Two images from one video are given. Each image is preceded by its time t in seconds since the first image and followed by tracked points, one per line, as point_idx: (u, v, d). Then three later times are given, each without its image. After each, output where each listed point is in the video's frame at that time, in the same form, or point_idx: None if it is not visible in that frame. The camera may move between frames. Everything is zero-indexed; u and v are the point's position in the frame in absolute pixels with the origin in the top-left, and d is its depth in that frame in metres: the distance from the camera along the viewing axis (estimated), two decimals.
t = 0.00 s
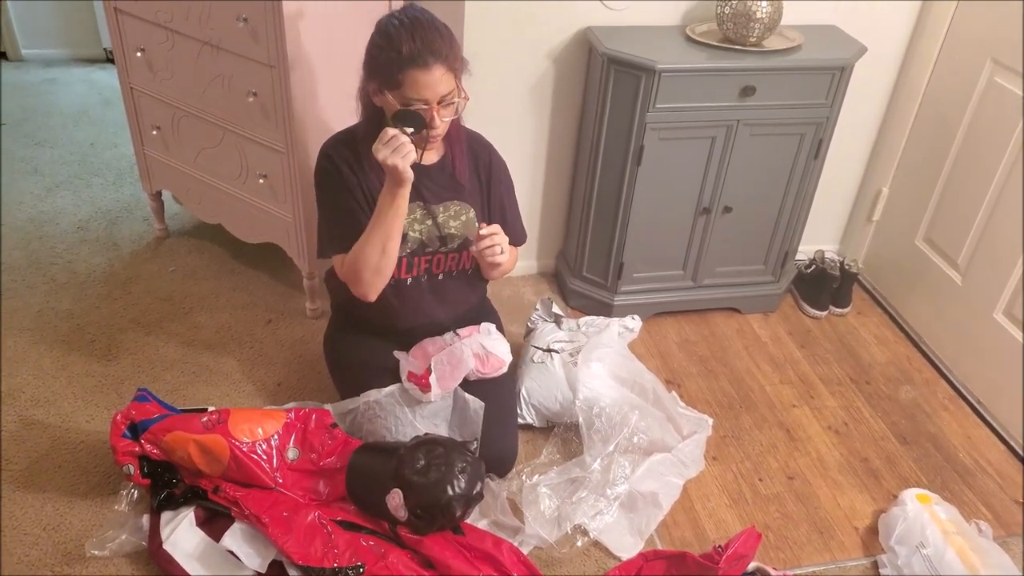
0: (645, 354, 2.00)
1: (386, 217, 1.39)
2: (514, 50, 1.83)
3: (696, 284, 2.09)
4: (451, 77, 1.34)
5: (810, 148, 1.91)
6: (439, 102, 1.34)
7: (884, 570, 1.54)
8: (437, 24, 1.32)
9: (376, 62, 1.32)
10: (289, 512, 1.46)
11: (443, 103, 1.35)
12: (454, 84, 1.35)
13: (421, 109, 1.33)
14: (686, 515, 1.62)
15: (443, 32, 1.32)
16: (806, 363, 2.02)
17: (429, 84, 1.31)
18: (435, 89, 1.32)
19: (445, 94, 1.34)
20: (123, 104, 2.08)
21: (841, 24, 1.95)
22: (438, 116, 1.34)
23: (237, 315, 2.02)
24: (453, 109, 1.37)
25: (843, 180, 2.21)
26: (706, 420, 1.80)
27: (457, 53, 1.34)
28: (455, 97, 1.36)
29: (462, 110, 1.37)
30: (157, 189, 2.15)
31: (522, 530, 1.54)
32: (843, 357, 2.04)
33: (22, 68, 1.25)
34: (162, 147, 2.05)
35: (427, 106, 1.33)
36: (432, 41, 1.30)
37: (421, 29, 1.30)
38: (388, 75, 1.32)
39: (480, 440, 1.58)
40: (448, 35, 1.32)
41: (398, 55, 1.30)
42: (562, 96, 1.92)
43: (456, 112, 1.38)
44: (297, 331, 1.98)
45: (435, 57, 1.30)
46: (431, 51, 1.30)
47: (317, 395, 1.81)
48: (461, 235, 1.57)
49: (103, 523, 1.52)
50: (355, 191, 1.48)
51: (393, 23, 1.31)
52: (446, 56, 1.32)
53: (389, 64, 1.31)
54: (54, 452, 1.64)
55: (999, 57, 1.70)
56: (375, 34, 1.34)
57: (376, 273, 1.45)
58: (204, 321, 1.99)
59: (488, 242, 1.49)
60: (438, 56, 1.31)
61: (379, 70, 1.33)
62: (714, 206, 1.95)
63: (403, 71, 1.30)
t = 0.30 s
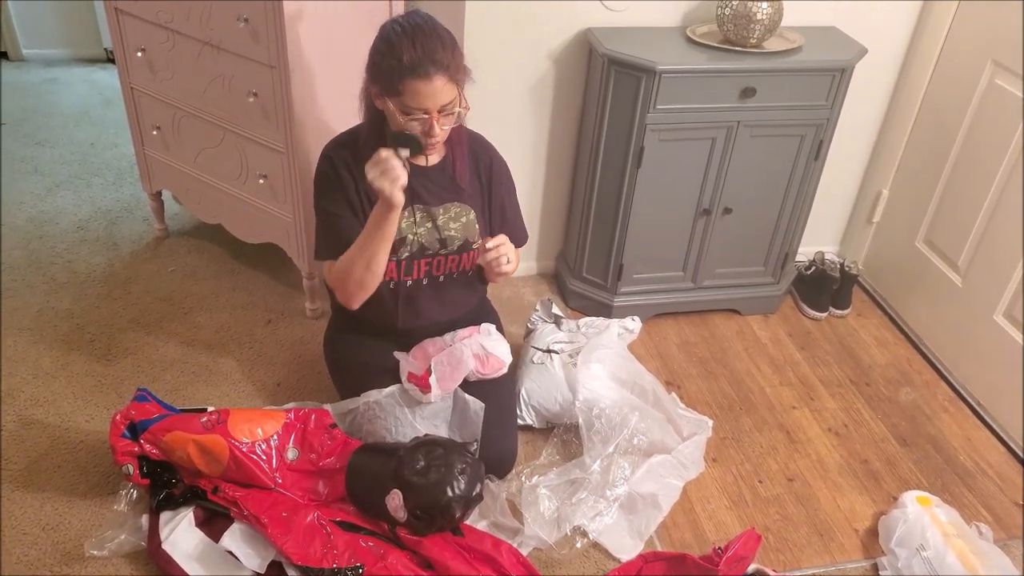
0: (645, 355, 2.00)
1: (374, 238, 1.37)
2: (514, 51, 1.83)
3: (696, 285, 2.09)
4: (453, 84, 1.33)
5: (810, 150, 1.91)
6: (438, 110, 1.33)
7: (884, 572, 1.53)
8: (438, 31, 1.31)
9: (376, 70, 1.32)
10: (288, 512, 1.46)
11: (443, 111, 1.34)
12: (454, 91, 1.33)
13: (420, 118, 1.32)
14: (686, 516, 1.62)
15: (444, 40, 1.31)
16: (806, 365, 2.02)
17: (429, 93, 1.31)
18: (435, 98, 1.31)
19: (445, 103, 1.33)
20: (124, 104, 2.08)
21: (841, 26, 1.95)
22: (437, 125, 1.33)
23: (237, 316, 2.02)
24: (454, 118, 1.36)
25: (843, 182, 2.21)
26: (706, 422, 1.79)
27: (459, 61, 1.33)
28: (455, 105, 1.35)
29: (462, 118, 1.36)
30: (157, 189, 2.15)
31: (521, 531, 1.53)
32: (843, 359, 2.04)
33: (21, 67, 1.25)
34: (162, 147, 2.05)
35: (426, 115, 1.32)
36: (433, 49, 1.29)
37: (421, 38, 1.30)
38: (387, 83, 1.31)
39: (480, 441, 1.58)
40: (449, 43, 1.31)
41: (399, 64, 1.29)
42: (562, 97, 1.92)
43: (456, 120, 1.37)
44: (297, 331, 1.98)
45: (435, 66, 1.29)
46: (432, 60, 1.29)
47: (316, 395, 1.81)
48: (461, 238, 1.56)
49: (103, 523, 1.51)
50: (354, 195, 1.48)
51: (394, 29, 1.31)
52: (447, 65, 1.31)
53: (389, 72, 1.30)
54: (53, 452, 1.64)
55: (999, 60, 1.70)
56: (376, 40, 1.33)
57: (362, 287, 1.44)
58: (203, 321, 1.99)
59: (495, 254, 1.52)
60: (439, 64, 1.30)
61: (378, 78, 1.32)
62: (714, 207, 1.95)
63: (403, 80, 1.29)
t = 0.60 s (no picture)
0: (645, 356, 2.00)
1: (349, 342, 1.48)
2: (516, 51, 1.83)
3: (696, 286, 2.09)
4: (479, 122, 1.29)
5: (812, 152, 1.91)
6: (459, 144, 1.30)
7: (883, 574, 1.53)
8: (481, 68, 1.24)
9: (404, 91, 1.24)
10: (288, 512, 1.46)
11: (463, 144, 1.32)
12: (479, 126, 1.29)
13: (440, 151, 1.29)
14: (686, 518, 1.62)
15: (482, 78, 1.25)
16: (806, 367, 2.02)
17: (459, 131, 1.26)
18: (461, 134, 1.27)
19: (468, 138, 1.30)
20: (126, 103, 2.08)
21: (843, 27, 1.95)
22: (453, 157, 1.31)
23: (238, 315, 2.02)
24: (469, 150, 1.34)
25: (845, 184, 2.21)
26: (705, 423, 1.79)
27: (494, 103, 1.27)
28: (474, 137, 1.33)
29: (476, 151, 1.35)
30: (158, 187, 2.15)
31: (521, 532, 1.53)
32: (843, 360, 2.04)
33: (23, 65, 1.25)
34: (164, 146, 2.05)
35: (446, 147, 1.29)
36: (476, 93, 1.23)
37: (469, 79, 1.22)
38: (415, 110, 1.25)
39: (478, 443, 1.58)
40: (488, 83, 1.25)
41: (439, 99, 1.22)
42: (564, 98, 1.92)
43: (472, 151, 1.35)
44: (297, 330, 1.99)
45: (473, 109, 1.24)
46: (472, 103, 1.23)
47: (316, 395, 1.81)
48: (455, 245, 1.55)
49: (102, 521, 1.51)
50: (345, 201, 1.46)
51: (440, 53, 1.22)
52: (482, 107, 1.25)
53: (425, 101, 1.23)
54: (52, 450, 1.64)
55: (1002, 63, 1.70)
56: (418, 54, 1.23)
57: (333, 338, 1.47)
58: (204, 320, 1.99)
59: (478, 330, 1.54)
60: (476, 107, 1.24)
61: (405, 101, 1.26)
62: (715, 209, 1.95)
63: (437, 113, 1.23)
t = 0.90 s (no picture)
0: (646, 355, 2.00)
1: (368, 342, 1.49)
2: (517, 50, 1.83)
3: (697, 286, 2.09)
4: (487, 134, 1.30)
5: (813, 151, 1.91)
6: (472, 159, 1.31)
7: (883, 573, 1.54)
8: (501, 86, 1.26)
9: (424, 106, 1.24)
10: (289, 510, 1.46)
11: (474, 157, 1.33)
12: (492, 141, 1.31)
13: (454, 166, 1.30)
14: (686, 517, 1.62)
15: (501, 96, 1.26)
16: (807, 366, 2.02)
17: (477, 148, 1.28)
18: (477, 150, 1.29)
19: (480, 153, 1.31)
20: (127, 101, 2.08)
21: (845, 26, 1.95)
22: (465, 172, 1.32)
23: (239, 313, 2.02)
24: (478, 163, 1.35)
25: (846, 183, 2.20)
26: (706, 422, 1.79)
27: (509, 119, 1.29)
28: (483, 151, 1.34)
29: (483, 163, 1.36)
30: (159, 185, 2.15)
31: (521, 530, 1.54)
32: (844, 360, 2.04)
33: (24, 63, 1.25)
34: (165, 145, 2.05)
35: (460, 162, 1.30)
36: (499, 112, 1.25)
37: (493, 97, 1.23)
38: (434, 126, 1.25)
39: (477, 441, 1.58)
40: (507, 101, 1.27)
41: (463, 116, 1.22)
42: (565, 97, 1.92)
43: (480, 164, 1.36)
44: (298, 329, 1.99)
45: (493, 127, 1.26)
46: (494, 120, 1.25)
47: (317, 394, 1.81)
48: (452, 249, 1.55)
49: (104, 519, 1.52)
50: (343, 203, 1.45)
51: (464, 69, 1.22)
52: (501, 125, 1.27)
53: (448, 117, 1.23)
54: (54, 447, 1.64)
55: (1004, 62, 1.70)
56: (440, 69, 1.23)
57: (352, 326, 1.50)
58: (205, 319, 1.99)
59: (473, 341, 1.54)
60: (496, 125, 1.26)
61: (424, 116, 1.25)
62: (716, 208, 1.95)
63: (459, 129, 1.24)
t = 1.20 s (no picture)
0: (646, 355, 2.00)
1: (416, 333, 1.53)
2: (518, 50, 1.83)
3: (697, 285, 2.09)
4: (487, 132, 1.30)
5: (814, 150, 1.91)
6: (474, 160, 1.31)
7: (883, 572, 1.54)
8: (502, 86, 1.26)
9: (426, 110, 1.24)
10: (289, 509, 1.46)
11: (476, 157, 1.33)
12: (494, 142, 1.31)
13: (457, 167, 1.30)
14: (686, 516, 1.62)
15: (502, 97, 1.26)
16: (808, 365, 2.02)
17: (479, 149, 1.27)
18: (480, 152, 1.29)
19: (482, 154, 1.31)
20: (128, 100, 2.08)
21: (846, 26, 1.95)
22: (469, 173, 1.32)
23: (240, 313, 2.02)
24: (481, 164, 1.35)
25: (847, 183, 2.20)
26: (706, 422, 1.80)
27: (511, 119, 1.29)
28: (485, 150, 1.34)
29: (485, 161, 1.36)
30: (160, 185, 2.15)
31: (521, 529, 1.54)
32: (844, 359, 2.04)
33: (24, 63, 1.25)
34: (165, 144, 2.05)
35: (463, 163, 1.30)
36: (500, 112, 1.25)
37: (494, 99, 1.23)
38: (436, 129, 1.25)
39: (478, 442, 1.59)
40: (509, 101, 1.26)
41: (465, 119, 1.22)
42: (566, 96, 1.92)
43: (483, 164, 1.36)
44: (299, 328, 1.99)
45: (495, 128, 1.26)
46: (495, 121, 1.25)
47: (317, 393, 1.81)
48: (454, 249, 1.55)
49: (105, 518, 1.52)
50: (347, 203, 1.44)
51: (465, 72, 1.22)
52: (503, 126, 1.27)
53: (449, 121, 1.23)
54: (55, 447, 1.64)
55: (1005, 61, 1.70)
56: (441, 72, 1.23)
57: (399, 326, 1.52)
58: (206, 318, 1.99)
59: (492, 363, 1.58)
60: (498, 127, 1.26)
61: (425, 119, 1.25)
62: (717, 207, 1.95)
63: (460, 132, 1.24)
